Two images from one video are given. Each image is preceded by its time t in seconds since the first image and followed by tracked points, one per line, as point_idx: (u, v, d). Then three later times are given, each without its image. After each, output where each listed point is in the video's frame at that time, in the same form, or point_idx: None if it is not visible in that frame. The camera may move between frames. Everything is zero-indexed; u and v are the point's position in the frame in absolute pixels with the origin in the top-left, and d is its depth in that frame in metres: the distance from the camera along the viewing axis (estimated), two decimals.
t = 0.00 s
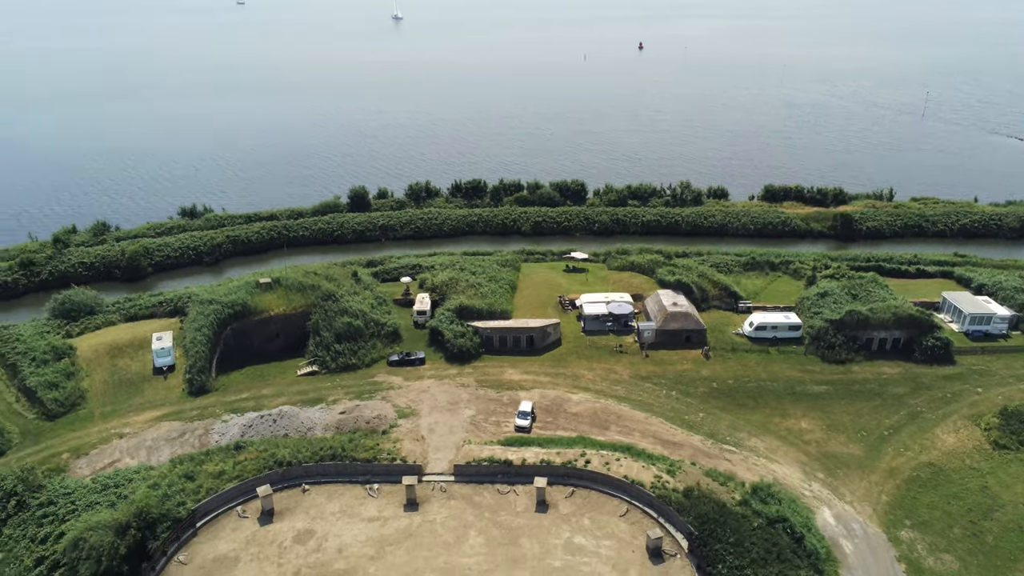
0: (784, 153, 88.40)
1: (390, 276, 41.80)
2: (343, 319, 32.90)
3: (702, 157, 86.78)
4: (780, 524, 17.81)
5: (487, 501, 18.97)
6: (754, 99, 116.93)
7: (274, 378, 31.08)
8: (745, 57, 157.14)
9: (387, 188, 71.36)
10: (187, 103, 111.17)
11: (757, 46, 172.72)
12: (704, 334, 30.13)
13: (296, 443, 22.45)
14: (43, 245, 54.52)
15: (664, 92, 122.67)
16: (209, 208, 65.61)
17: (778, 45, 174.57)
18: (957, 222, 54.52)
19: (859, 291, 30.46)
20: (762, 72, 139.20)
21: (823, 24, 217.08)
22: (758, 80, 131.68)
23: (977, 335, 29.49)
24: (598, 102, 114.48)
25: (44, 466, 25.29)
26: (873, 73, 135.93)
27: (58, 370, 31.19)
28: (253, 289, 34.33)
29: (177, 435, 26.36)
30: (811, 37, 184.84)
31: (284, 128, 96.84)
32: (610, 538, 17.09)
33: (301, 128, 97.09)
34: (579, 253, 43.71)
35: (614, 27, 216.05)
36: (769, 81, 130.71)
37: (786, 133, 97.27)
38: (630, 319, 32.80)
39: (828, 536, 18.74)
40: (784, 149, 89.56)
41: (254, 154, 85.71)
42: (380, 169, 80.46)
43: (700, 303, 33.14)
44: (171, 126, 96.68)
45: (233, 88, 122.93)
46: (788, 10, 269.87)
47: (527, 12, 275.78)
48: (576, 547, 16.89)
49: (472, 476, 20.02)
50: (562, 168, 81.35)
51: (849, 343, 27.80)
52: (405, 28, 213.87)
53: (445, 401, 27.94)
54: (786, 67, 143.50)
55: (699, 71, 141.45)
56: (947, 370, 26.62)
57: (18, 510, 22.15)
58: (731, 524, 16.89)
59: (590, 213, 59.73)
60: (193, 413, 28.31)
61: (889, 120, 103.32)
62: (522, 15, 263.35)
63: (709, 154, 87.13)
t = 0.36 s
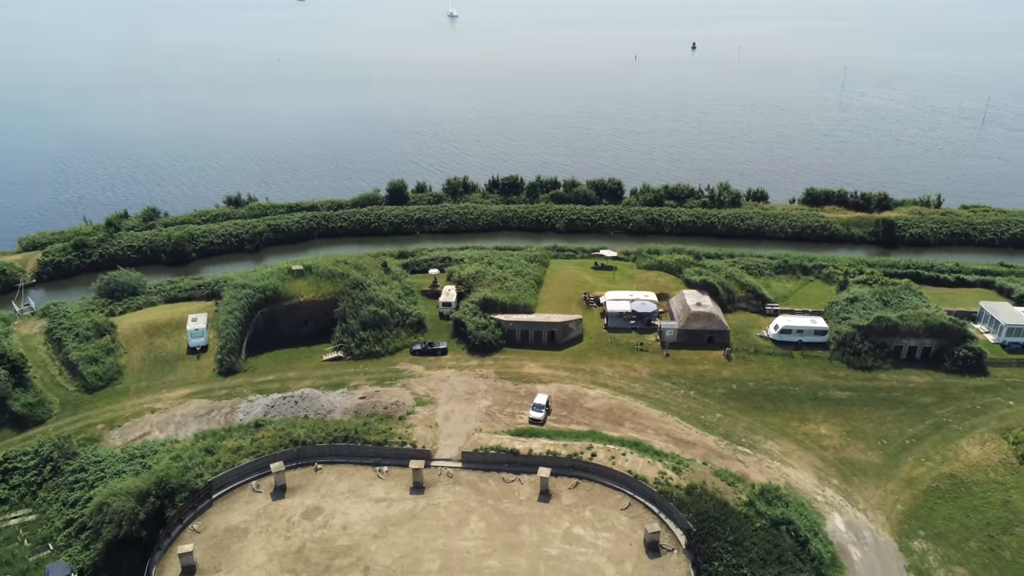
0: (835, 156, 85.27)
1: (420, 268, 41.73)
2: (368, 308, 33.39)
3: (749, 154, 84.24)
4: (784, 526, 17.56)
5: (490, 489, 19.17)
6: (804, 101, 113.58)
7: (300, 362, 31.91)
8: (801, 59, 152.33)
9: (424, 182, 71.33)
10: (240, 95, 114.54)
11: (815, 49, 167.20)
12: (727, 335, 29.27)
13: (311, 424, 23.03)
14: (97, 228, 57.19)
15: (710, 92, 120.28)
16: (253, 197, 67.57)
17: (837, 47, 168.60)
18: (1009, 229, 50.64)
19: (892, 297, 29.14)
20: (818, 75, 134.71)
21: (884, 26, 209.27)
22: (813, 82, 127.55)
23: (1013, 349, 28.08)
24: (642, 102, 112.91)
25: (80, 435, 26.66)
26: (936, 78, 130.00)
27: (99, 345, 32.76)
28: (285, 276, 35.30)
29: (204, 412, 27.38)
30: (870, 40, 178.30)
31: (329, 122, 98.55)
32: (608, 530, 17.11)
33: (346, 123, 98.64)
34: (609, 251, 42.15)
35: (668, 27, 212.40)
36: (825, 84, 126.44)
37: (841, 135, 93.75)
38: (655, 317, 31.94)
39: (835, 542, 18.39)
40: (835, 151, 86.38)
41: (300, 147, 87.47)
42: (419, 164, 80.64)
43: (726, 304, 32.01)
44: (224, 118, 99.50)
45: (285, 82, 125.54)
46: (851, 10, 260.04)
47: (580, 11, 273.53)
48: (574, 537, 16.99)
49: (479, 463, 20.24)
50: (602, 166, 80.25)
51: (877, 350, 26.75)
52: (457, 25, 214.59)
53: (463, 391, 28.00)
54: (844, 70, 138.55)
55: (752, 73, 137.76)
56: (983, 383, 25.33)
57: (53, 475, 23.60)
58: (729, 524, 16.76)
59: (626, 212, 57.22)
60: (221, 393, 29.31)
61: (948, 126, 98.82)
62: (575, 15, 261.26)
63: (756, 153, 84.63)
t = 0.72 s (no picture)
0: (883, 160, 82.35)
1: (447, 260, 41.52)
2: (393, 297, 33.91)
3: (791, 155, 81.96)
4: (786, 525, 17.43)
5: (494, 475, 19.43)
6: (853, 104, 110.09)
7: (325, 347, 32.67)
8: (858, 61, 147.28)
9: (461, 177, 70.73)
10: (286, 89, 116.94)
11: (874, 51, 161.31)
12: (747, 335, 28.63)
13: (328, 406, 23.66)
14: (145, 214, 59.53)
15: (755, 93, 117.61)
16: (294, 187, 69.15)
17: (895, 49, 162.48)
18: None
19: (921, 303, 28.23)
20: (875, 78, 129.95)
21: (944, 27, 200.91)
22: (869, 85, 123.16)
23: None
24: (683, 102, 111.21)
25: (114, 407, 27.99)
26: (996, 82, 124.39)
27: (137, 324, 34.19)
28: (315, 263, 36.25)
29: (230, 390, 28.40)
30: (927, 42, 171.51)
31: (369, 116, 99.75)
32: (606, 520, 17.26)
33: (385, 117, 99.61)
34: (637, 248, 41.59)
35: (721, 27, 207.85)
36: (878, 86, 122.14)
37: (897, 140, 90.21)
38: (677, 315, 31.41)
39: (841, 545, 18.16)
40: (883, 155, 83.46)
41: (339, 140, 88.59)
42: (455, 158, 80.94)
43: (749, 305, 31.18)
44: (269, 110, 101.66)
45: (329, 77, 127.41)
46: (916, 9, 249.48)
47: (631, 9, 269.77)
48: (572, 524, 17.19)
49: (485, 450, 20.54)
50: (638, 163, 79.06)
51: (901, 356, 26.00)
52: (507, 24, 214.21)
53: (479, 379, 28.17)
54: (903, 73, 133.24)
55: (804, 74, 133.80)
56: (1012, 395, 24.41)
57: (87, 443, 24.92)
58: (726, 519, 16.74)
59: (659, 211, 56.00)
60: (248, 373, 30.31)
61: (1005, 132, 94.52)
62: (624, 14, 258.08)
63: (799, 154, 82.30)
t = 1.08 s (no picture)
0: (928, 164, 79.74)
1: (471, 254, 41.87)
2: (415, 287, 34.50)
3: (830, 157, 80.03)
4: (785, 522, 17.43)
5: (498, 461, 19.79)
6: (900, 107, 106.89)
7: (348, 334, 33.48)
8: (912, 64, 142.42)
9: (493, 173, 70.51)
10: (327, 84, 119.16)
11: (927, 53, 155.91)
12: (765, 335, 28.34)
13: (343, 389, 24.32)
14: (187, 202, 61.66)
15: (797, 95, 115.16)
16: (330, 180, 70.59)
17: (948, 52, 157.15)
18: None
19: (946, 309, 27.60)
20: (929, 81, 125.44)
21: (1002, 30, 193.22)
22: (921, 89, 119.02)
23: None
24: (723, 103, 109.61)
25: (145, 383, 29.27)
26: None
27: (171, 306, 35.59)
28: (342, 252, 37.21)
29: (254, 371, 29.42)
30: (983, 45, 165.25)
31: (406, 112, 100.97)
32: (604, 509, 17.47)
33: (422, 113, 100.66)
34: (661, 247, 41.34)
35: (772, 27, 202.97)
36: (927, 90, 118.23)
37: (946, 146, 87.19)
38: (696, 313, 31.25)
39: (841, 545, 18.02)
40: (928, 160, 80.84)
41: (376, 134, 89.97)
42: (488, 155, 81.39)
43: (770, 306, 30.84)
44: (309, 104, 103.76)
45: (369, 73, 129.29)
46: (970, 11, 240.98)
47: (680, 6, 265.06)
48: (570, 511, 17.46)
49: (492, 436, 20.93)
50: (672, 161, 78.04)
51: (921, 361, 25.51)
52: (553, 23, 213.44)
53: (494, 369, 28.49)
54: (959, 77, 128.23)
55: (848, 77, 130.48)
56: None
57: (118, 416, 26.23)
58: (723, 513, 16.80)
59: (688, 211, 55.44)
60: (273, 356, 31.29)
61: None
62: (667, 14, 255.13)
63: (840, 156, 80.28)
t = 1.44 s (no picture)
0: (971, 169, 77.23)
1: (493, 247, 42.31)
2: (435, 277, 35.07)
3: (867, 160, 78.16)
4: (781, 517, 17.53)
5: (502, 445, 20.20)
6: (944, 110, 103.68)
7: (369, 322, 34.25)
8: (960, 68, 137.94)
9: (521, 169, 70.68)
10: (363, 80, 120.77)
11: (977, 56, 150.81)
12: (780, 335, 28.15)
13: (358, 373, 24.94)
14: (224, 192, 63.50)
15: (837, 97, 112.65)
16: (363, 173, 71.82)
17: (1000, 55, 151.73)
18: None
19: (967, 313, 27.06)
20: (979, 86, 121.28)
21: None
22: (970, 93, 115.23)
23: None
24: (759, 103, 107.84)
25: (174, 362, 30.46)
26: None
27: (202, 289, 36.85)
28: (367, 242, 38.06)
29: (277, 354, 30.38)
30: None
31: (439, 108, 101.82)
32: (601, 494, 17.76)
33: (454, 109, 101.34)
34: (683, 245, 41.13)
35: (818, 28, 198.21)
36: (975, 94, 114.42)
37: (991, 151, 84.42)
38: (712, 311, 31.18)
39: (840, 543, 18.01)
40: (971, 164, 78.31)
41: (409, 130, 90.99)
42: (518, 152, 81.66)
43: (787, 306, 30.60)
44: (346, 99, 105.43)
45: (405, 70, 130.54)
46: None
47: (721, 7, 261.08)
48: (567, 496, 17.79)
49: (498, 422, 21.33)
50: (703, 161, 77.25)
51: (938, 365, 25.12)
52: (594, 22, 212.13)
53: (508, 359, 28.86)
54: (1011, 82, 123.73)
55: (891, 80, 127.08)
56: None
57: (146, 391, 27.42)
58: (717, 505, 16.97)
59: (715, 211, 54.97)
60: (295, 340, 32.18)
61: None
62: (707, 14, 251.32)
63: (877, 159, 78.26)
